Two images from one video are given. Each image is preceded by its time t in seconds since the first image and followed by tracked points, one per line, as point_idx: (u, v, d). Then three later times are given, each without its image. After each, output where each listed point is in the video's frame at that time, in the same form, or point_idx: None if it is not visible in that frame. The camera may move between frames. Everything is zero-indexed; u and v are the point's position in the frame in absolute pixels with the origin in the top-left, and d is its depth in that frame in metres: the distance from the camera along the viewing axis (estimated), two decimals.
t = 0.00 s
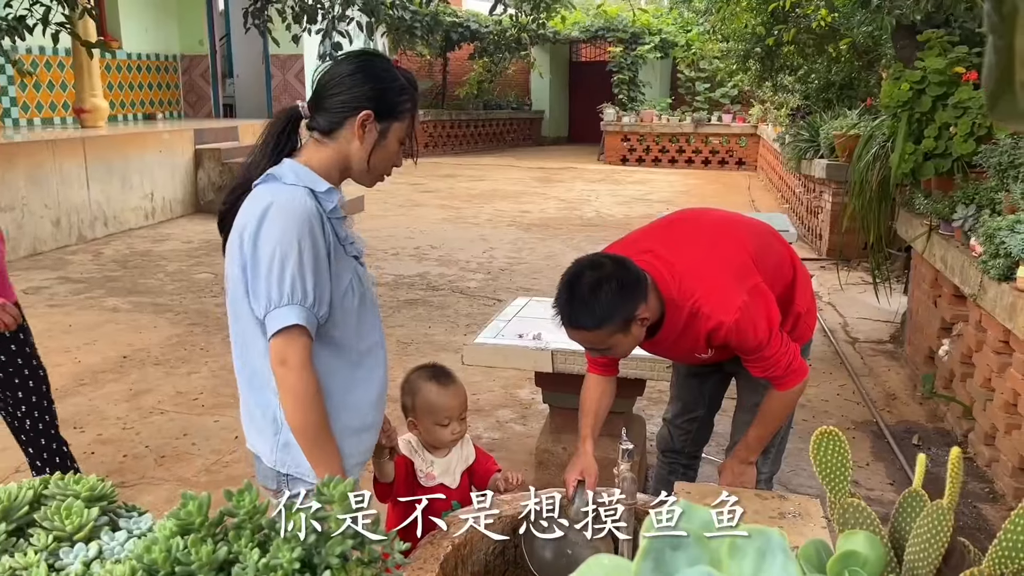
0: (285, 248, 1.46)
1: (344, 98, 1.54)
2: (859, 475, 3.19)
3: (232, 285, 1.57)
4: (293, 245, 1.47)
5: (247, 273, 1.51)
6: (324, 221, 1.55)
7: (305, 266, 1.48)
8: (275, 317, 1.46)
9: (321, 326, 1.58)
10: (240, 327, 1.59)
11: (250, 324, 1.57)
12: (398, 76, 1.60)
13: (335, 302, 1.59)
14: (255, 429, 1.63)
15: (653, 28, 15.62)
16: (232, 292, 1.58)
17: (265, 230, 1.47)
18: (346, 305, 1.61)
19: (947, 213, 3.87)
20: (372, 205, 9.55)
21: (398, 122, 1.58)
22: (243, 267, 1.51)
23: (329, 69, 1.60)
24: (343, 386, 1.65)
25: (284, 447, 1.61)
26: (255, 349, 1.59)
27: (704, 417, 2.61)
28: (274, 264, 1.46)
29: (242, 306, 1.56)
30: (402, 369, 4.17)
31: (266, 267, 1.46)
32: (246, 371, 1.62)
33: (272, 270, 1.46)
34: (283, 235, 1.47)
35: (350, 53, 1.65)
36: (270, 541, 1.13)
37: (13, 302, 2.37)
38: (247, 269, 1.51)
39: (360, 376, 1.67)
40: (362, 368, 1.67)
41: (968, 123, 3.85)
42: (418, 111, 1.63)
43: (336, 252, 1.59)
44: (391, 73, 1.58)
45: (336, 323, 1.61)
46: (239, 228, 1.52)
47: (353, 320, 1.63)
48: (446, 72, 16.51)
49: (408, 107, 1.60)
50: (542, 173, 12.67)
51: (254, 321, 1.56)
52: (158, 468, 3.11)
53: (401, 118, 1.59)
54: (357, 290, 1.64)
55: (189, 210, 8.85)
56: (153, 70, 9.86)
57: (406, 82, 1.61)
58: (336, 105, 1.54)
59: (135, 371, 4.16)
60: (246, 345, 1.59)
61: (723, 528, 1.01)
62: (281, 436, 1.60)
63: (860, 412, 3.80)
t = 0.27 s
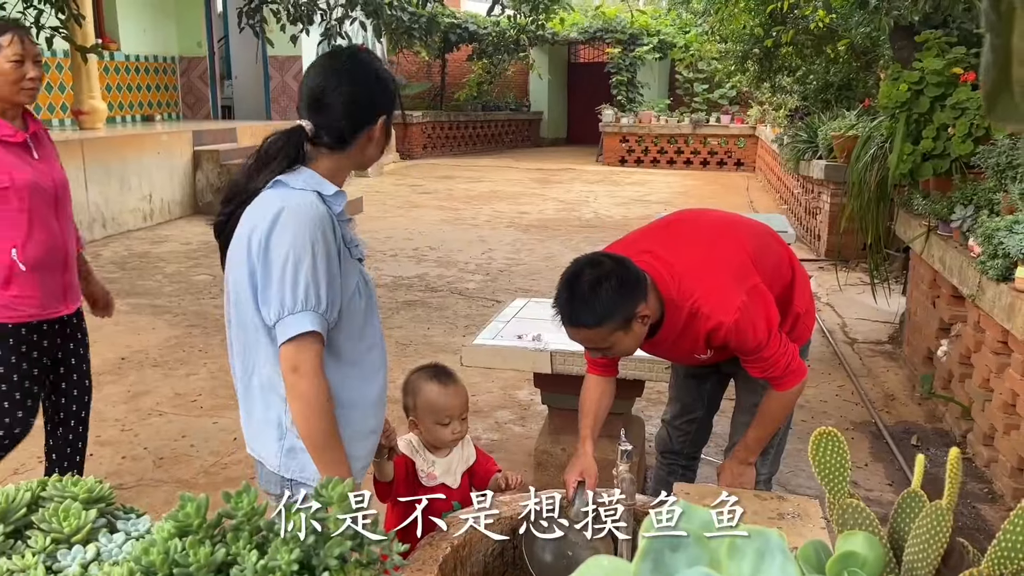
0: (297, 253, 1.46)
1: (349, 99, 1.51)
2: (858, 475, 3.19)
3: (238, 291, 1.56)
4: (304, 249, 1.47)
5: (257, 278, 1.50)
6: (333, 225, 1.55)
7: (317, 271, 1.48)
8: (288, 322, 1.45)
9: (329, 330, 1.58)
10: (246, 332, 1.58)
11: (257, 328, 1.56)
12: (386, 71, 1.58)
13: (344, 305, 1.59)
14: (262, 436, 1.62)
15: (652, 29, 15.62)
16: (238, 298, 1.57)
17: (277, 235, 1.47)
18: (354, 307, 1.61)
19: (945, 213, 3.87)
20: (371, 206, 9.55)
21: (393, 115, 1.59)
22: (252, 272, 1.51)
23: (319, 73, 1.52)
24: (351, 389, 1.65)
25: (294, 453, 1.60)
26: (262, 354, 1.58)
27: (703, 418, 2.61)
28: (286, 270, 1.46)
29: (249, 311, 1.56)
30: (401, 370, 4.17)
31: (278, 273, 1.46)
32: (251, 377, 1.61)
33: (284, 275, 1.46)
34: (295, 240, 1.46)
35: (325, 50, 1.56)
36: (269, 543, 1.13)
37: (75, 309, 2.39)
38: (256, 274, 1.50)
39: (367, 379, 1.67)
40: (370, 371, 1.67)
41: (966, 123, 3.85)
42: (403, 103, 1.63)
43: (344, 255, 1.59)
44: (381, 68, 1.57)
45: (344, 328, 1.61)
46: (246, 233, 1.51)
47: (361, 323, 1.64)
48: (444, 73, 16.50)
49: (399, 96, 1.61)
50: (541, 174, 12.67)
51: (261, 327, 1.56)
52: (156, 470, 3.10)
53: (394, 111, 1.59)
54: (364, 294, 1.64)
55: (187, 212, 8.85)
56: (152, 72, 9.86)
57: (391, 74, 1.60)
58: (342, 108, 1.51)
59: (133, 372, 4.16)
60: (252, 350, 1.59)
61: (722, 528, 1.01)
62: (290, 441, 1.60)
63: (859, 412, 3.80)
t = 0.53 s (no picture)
0: (318, 257, 1.47)
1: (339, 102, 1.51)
2: (856, 477, 3.19)
3: (250, 299, 1.55)
4: (325, 253, 1.48)
5: (274, 284, 1.50)
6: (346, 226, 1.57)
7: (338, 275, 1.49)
8: (313, 326, 1.47)
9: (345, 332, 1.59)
10: (258, 340, 1.57)
11: (271, 335, 1.56)
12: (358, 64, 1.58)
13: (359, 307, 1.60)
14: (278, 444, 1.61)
15: (649, 31, 15.63)
16: (249, 306, 1.56)
17: (296, 240, 1.47)
18: (369, 308, 1.63)
19: (943, 214, 3.87)
20: (369, 208, 9.55)
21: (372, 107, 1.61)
22: (268, 278, 1.50)
23: (300, 81, 1.49)
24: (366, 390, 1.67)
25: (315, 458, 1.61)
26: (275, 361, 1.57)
27: (702, 420, 2.61)
28: (309, 274, 1.47)
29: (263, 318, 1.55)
30: (399, 372, 4.17)
31: (301, 277, 1.47)
32: (265, 385, 1.60)
33: (307, 279, 1.47)
34: (315, 244, 1.47)
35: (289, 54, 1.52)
36: (268, 545, 1.13)
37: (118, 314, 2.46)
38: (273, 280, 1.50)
39: (380, 379, 1.69)
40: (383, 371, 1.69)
41: (964, 125, 3.86)
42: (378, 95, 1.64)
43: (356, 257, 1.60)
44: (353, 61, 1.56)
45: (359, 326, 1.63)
46: (260, 238, 1.50)
47: (374, 323, 1.65)
48: (442, 75, 16.51)
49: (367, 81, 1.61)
50: (539, 176, 12.68)
51: (277, 334, 1.55)
52: (154, 473, 3.10)
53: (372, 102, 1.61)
54: (376, 292, 1.66)
55: (185, 214, 8.84)
56: (150, 74, 9.86)
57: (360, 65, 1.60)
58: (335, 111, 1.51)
59: (132, 375, 4.15)
60: (266, 357, 1.58)
61: (721, 530, 1.01)
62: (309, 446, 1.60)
63: (857, 414, 3.80)
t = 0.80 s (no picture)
0: (315, 260, 1.47)
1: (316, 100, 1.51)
2: (854, 478, 3.19)
3: (248, 309, 1.55)
4: (320, 255, 1.48)
5: (271, 292, 1.50)
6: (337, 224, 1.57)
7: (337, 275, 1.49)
8: (316, 329, 1.47)
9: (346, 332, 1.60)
10: (258, 350, 1.57)
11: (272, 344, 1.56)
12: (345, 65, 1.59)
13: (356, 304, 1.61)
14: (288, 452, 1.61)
15: (647, 33, 15.65)
16: (248, 316, 1.55)
17: (292, 245, 1.47)
18: (367, 304, 1.63)
19: (941, 216, 3.87)
20: (367, 210, 9.55)
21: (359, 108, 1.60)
22: (265, 287, 1.50)
23: (279, 78, 1.52)
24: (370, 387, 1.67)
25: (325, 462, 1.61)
26: (278, 369, 1.57)
27: (701, 422, 2.61)
28: (308, 278, 1.47)
29: (262, 327, 1.55)
30: (397, 375, 4.17)
31: (297, 280, 1.47)
32: (269, 394, 1.60)
33: (305, 284, 1.47)
34: (310, 246, 1.47)
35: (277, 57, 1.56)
36: (265, 548, 1.13)
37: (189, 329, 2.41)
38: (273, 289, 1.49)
39: (381, 375, 1.69)
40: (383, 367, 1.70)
41: (961, 126, 3.86)
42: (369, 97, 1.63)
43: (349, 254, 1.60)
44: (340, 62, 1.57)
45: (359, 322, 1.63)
46: (255, 246, 1.50)
47: (373, 319, 1.66)
48: (441, 77, 16.53)
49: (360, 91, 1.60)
50: (537, 178, 12.69)
51: (279, 342, 1.55)
52: (153, 476, 3.10)
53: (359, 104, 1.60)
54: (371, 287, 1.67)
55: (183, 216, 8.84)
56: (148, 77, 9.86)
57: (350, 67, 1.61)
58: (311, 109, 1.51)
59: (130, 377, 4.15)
60: (269, 366, 1.58)
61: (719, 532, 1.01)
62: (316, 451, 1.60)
63: (855, 415, 3.81)
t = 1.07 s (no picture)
0: (302, 260, 1.47)
1: (306, 102, 1.51)
2: (853, 480, 3.20)
3: (235, 309, 1.55)
4: (306, 255, 1.47)
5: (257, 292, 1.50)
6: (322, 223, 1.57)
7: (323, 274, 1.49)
8: (305, 329, 1.46)
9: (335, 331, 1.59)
10: (245, 350, 1.57)
11: (259, 344, 1.55)
12: (357, 73, 1.58)
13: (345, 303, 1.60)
14: (275, 452, 1.61)
15: (645, 36, 15.68)
16: (235, 317, 1.55)
17: (278, 245, 1.47)
18: (356, 303, 1.63)
19: (938, 218, 3.88)
20: (365, 213, 9.56)
21: (362, 119, 1.56)
22: (251, 287, 1.50)
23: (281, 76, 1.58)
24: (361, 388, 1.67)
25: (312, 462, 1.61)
26: (266, 370, 1.57)
27: (699, 425, 2.61)
28: (293, 278, 1.46)
29: (250, 327, 1.54)
30: (396, 377, 4.17)
31: (282, 282, 1.46)
32: (256, 395, 1.60)
33: (291, 283, 1.46)
34: (296, 245, 1.47)
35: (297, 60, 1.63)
36: (263, 552, 1.13)
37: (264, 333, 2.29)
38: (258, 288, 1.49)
39: (372, 375, 1.69)
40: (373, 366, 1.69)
41: (958, 129, 3.87)
42: (381, 108, 1.60)
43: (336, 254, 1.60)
44: (348, 69, 1.57)
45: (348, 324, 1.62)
46: (239, 247, 1.50)
47: (362, 319, 1.65)
48: (439, 81, 16.54)
49: (371, 103, 1.57)
50: (535, 181, 12.70)
51: (266, 342, 1.55)
52: (151, 479, 3.09)
53: (364, 115, 1.56)
54: (361, 289, 1.66)
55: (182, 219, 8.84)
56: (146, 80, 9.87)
57: (366, 77, 1.60)
58: (299, 110, 1.51)
59: (128, 381, 4.15)
60: (256, 366, 1.57)
61: (716, 536, 1.01)
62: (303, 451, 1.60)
63: (854, 417, 3.81)
